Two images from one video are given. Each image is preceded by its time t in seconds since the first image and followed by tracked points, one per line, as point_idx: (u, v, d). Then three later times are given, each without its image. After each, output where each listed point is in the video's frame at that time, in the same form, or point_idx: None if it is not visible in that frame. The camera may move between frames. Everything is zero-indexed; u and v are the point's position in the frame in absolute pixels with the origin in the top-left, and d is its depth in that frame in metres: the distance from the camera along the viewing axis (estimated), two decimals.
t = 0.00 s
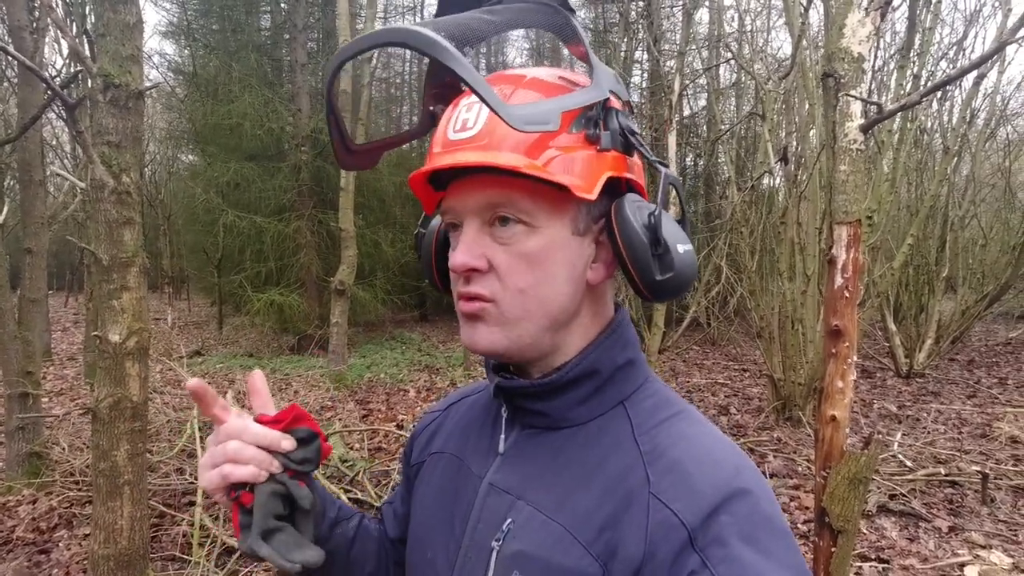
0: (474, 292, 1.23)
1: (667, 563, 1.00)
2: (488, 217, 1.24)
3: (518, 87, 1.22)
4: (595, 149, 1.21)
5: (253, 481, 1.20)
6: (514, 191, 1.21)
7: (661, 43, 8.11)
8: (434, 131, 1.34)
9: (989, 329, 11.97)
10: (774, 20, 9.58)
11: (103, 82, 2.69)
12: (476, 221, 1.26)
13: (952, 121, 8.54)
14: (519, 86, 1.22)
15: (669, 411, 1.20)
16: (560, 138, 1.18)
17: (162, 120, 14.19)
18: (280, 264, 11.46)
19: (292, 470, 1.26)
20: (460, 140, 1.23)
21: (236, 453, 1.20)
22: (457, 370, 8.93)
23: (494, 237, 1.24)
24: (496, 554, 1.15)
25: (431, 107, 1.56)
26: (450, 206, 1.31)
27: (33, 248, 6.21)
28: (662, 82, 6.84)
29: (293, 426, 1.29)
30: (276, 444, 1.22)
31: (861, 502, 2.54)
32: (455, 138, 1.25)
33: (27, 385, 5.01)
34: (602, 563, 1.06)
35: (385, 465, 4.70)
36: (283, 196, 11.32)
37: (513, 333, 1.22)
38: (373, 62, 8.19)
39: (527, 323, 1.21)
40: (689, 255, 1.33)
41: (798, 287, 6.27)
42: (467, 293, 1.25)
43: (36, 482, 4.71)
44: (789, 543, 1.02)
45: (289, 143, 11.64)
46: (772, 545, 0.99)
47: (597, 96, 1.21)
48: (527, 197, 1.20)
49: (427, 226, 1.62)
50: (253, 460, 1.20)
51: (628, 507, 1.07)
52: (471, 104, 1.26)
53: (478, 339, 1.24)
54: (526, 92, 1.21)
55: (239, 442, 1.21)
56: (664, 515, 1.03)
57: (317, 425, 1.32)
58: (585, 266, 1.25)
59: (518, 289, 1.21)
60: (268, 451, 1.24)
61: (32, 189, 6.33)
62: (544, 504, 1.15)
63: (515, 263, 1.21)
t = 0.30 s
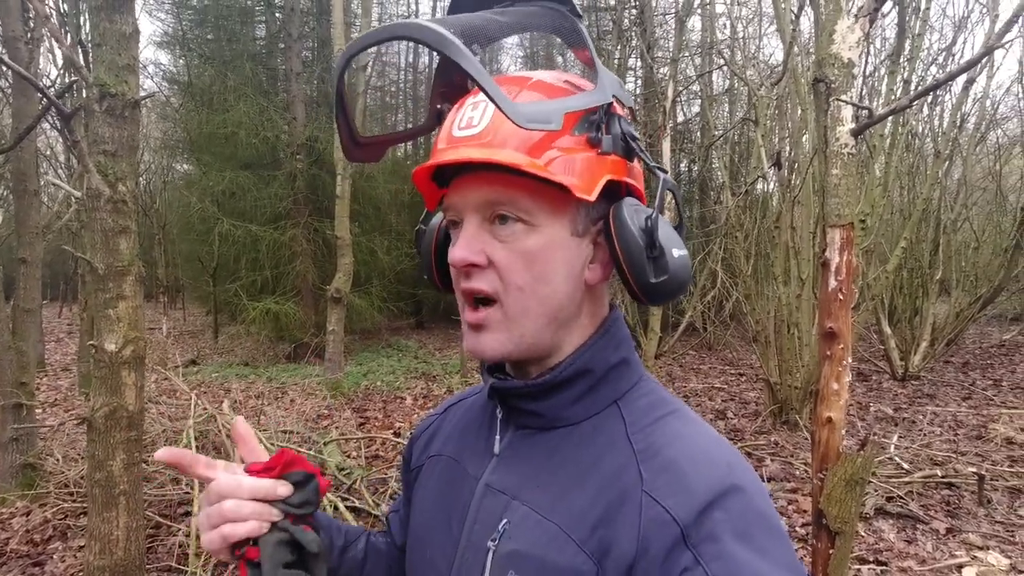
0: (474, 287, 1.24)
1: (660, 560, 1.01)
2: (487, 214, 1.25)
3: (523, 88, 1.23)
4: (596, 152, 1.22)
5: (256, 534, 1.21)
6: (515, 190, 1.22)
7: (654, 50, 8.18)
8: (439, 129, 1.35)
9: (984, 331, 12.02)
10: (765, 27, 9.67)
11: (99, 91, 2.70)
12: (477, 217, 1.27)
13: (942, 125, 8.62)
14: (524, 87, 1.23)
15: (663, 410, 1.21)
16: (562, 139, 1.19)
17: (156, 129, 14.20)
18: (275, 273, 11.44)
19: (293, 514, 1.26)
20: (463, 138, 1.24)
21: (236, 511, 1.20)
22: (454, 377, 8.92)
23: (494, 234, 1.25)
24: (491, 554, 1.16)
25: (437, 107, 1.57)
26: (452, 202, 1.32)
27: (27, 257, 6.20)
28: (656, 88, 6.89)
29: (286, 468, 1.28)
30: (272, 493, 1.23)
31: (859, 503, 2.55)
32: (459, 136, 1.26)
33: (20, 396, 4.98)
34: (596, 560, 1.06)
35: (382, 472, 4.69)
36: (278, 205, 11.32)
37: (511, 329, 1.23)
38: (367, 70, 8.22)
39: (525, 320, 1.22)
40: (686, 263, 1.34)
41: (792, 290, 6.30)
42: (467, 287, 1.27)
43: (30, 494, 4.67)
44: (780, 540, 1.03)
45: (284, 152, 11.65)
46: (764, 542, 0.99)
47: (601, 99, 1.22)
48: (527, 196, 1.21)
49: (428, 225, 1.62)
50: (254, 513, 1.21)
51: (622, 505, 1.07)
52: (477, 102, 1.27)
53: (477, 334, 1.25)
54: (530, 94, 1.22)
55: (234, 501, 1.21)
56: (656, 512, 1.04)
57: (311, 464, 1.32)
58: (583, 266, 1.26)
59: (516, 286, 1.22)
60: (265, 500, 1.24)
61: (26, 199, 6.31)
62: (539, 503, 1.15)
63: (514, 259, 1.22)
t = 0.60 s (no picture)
0: (480, 286, 1.24)
1: (661, 562, 1.01)
2: (493, 214, 1.25)
3: (531, 89, 1.22)
4: (602, 154, 1.22)
5: None
6: (521, 190, 1.22)
7: (652, 49, 8.17)
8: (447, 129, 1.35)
9: (982, 328, 12.04)
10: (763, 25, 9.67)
11: (95, 92, 2.69)
12: (483, 217, 1.27)
13: (940, 123, 8.62)
14: (532, 88, 1.23)
15: (664, 412, 1.21)
16: (569, 140, 1.19)
17: (154, 130, 14.18)
18: (274, 273, 11.43)
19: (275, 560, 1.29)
20: (471, 138, 1.24)
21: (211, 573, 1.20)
22: (453, 377, 8.92)
23: (500, 233, 1.25)
24: (491, 557, 1.15)
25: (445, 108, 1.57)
26: (458, 201, 1.32)
27: (25, 259, 6.18)
28: (654, 87, 6.88)
29: (259, 518, 1.32)
30: (249, 542, 1.26)
31: (859, 501, 2.55)
32: (465, 136, 1.26)
33: (18, 398, 4.97)
34: (597, 564, 1.06)
35: (381, 473, 4.69)
36: (277, 205, 11.31)
37: (516, 328, 1.23)
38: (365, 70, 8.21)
39: (530, 320, 1.22)
40: (690, 265, 1.35)
41: (791, 289, 6.30)
42: (473, 286, 1.26)
43: (29, 496, 4.66)
44: (781, 543, 1.03)
45: (282, 152, 11.64)
46: (766, 545, 0.99)
47: (608, 102, 1.22)
48: (533, 197, 1.21)
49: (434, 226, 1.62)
50: (233, 570, 1.22)
51: (623, 507, 1.07)
52: (485, 103, 1.27)
53: (482, 333, 1.25)
54: (538, 95, 1.22)
55: (209, 562, 1.20)
56: (657, 514, 1.03)
57: (285, 506, 1.36)
58: (588, 267, 1.26)
59: (522, 285, 1.22)
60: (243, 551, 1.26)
61: (23, 201, 6.30)
62: (540, 506, 1.15)
63: (520, 259, 1.21)
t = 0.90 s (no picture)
0: (488, 292, 1.23)
1: (656, 568, 1.00)
2: (502, 219, 1.24)
3: (542, 95, 1.22)
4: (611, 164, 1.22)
5: None
6: (533, 197, 1.21)
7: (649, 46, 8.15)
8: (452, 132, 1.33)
9: (978, 325, 12.08)
10: (760, 22, 9.67)
11: (88, 92, 2.67)
12: (491, 223, 1.25)
13: (937, 120, 8.63)
14: (544, 96, 1.22)
15: (658, 417, 1.21)
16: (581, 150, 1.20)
17: (149, 129, 14.12)
18: (271, 272, 11.40)
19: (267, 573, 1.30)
20: (483, 141, 1.22)
21: None
22: (451, 376, 8.92)
23: (509, 240, 1.23)
24: (487, 564, 1.15)
25: (445, 106, 1.56)
26: (463, 206, 1.30)
27: (19, 259, 6.16)
28: (652, 85, 6.86)
29: (251, 531, 1.33)
30: (242, 555, 1.27)
31: (856, 501, 2.55)
32: (475, 139, 1.24)
33: (14, 399, 4.95)
34: (592, 569, 1.06)
35: (379, 472, 4.69)
36: (273, 204, 11.27)
37: (525, 335, 1.22)
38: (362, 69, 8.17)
39: (538, 327, 1.21)
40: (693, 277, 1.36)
41: (788, 286, 6.30)
42: (480, 292, 1.24)
43: (25, 498, 4.64)
44: (776, 545, 1.03)
45: (278, 151, 11.61)
46: (761, 548, 0.99)
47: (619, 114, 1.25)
48: (544, 204, 1.21)
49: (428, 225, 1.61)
50: None
51: (617, 512, 1.07)
52: (496, 106, 1.25)
53: (488, 341, 1.23)
54: (550, 103, 1.22)
55: None
56: (652, 519, 1.03)
57: (274, 520, 1.37)
58: (592, 275, 1.27)
59: (531, 291, 1.21)
60: (235, 565, 1.27)
61: (18, 201, 6.26)
62: (534, 512, 1.15)
63: (530, 266, 1.21)
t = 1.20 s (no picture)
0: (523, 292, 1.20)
1: (655, 565, 0.99)
2: (534, 218, 1.21)
3: (575, 94, 1.21)
4: (636, 164, 1.24)
5: None
6: (569, 196, 1.20)
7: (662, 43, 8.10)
8: (470, 124, 1.26)
9: (991, 329, 11.96)
10: (775, 20, 9.59)
11: (102, 83, 2.68)
12: (521, 221, 1.22)
13: (953, 121, 8.53)
14: (574, 94, 1.21)
15: (659, 415, 1.20)
16: (615, 149, 1.21)
17: (162, 120, 14.22)
18: (280, 264, 11.46)
19: (266, 560, 1.30)
20: (521, 137, 1.17)
21: (202, 572, 1.22)
22: (458, 370, 8.93)
23: (541, 238, 1.21)
24: (486, 559, 1.15)
25: (444, 95, 1.47)
26: (488, 202, 1.25)
27: (32, 247, 6.23)
28: (664, 82, 6.81)
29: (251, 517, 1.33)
30: (241, 541, 1.27)
31: (861, 505, 2.53)
32: (508, 134, 1.18)
33: (26, 385, 5.00)
34: (591, 565, 1.05)
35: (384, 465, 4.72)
36: (283, 196, 11.32)
37: (558, 334, 1.20)
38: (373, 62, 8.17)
39: (572, 326, 1.21)
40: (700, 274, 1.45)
41: (798, 287, 6.25)
42: (511, 292, 1.21)
43: (36, 483, 4.70)
44: (775, 544, 1.01)
45: (289, 143, 11.65)
46: (761, 547, 0.98)
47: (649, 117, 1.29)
48: (580, 203, 1.20)
49: (415, 224, 1.58)
50: (222, 569, 1.23)
51: (617, 509, 1.06)
52: (526, 99, 1.20)
53: (522, 341, 1.20)
54: (582, 101, 1.21)
55: (199, 561, 1.22)
56: (652, 517, 1.02)
57: (275, 507, 1.36)
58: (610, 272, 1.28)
59: (568, 289, 1.20)
60: (234, 551, 1.27)
61: (32, 190, 6.32)
62: (533, 508, 1.14)
63: (566, 265, 1.20)
